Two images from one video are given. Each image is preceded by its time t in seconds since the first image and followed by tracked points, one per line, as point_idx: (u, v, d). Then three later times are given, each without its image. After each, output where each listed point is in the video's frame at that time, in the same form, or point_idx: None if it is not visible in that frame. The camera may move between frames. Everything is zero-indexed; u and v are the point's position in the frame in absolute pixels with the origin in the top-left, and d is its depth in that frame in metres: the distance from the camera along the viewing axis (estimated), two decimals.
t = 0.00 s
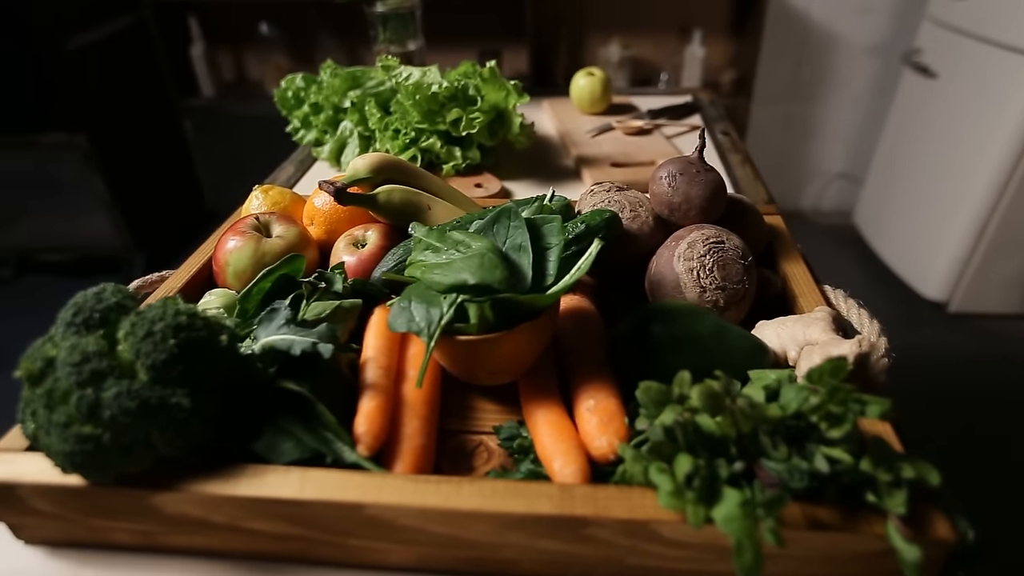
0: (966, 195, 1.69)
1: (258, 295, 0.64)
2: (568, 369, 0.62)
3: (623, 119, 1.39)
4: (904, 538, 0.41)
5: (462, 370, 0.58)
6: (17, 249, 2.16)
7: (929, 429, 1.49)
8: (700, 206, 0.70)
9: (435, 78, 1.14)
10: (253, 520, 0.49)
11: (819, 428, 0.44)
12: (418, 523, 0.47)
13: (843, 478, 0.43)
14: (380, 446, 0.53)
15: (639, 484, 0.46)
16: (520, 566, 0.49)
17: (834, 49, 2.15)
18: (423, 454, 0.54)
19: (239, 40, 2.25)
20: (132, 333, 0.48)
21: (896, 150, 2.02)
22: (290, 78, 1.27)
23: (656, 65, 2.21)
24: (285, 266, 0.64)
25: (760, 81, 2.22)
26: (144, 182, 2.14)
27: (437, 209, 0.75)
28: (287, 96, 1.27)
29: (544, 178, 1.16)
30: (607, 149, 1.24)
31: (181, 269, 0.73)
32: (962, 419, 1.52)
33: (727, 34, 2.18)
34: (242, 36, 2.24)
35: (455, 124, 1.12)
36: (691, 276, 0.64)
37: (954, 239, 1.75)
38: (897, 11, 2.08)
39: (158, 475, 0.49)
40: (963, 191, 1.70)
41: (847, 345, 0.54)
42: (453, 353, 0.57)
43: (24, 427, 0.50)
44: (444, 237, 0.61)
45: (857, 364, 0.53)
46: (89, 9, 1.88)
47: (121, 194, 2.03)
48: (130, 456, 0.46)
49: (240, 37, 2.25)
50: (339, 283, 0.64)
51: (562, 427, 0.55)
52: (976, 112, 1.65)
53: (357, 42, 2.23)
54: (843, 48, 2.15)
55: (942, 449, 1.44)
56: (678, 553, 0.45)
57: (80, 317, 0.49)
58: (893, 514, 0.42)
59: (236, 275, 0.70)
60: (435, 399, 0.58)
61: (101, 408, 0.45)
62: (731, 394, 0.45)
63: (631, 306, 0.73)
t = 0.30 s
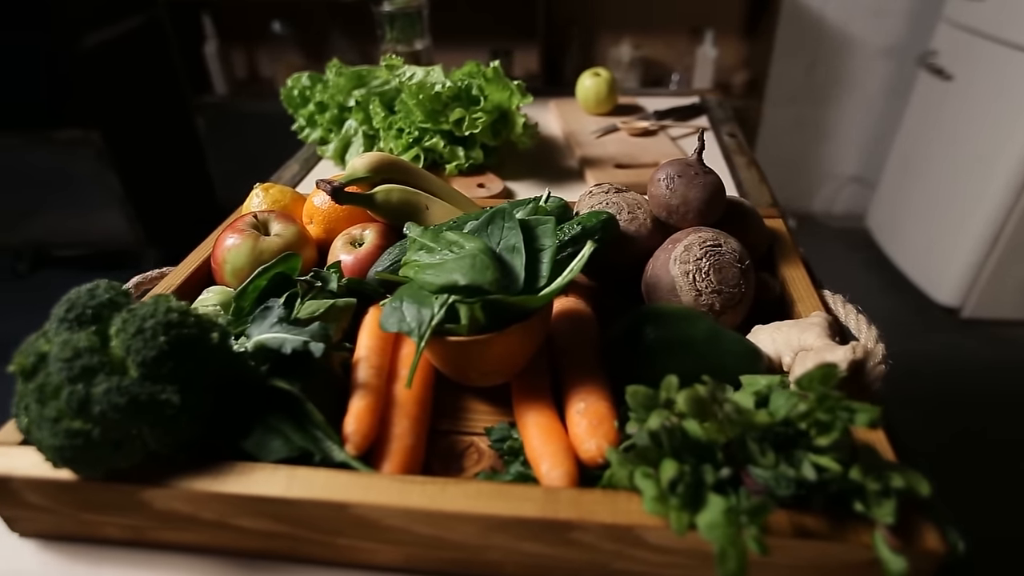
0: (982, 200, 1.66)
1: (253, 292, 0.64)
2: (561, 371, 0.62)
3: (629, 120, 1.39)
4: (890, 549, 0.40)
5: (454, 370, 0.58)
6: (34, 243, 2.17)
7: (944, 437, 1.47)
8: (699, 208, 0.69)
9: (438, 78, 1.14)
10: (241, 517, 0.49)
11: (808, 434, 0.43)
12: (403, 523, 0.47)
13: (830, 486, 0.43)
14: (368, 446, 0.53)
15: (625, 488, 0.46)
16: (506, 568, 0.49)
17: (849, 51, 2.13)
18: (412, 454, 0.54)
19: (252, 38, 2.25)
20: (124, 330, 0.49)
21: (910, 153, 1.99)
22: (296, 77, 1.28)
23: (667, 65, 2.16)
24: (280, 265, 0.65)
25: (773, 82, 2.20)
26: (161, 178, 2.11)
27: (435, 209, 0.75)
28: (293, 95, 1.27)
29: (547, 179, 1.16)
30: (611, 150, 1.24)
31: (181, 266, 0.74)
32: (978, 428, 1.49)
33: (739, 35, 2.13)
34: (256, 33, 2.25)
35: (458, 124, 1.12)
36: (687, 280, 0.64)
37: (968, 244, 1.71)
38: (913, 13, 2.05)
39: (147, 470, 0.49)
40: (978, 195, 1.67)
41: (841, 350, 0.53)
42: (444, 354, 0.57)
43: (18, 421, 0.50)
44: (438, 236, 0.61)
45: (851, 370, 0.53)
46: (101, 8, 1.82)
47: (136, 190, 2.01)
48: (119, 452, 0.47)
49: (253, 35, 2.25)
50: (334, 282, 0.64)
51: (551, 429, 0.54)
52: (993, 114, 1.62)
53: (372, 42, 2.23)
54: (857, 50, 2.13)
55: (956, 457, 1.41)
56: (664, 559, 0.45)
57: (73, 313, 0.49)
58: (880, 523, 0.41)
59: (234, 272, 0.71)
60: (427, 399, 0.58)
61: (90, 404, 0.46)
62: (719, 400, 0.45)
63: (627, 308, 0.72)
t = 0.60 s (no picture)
0: (999, 205, 1.63)
1: (247, 291, 0.64)
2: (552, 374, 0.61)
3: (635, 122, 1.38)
4: (875, 561, 0.40)
5: (444, 371, 0.58)
6: (51, 239, 2.21)
7: (955, 446, 1.44)
8: (696, 212, 0.69)
9: (442, 78, 1.14)
10: (228, 515, 0.49)
11: (794, 443, 0.43)
12: (387, 524, 0.47)
13: (815, 496, 0.42)
14: (356, 446, 0.53)
15: (609, 494, 0.46)
16: (490, 571, 0.49)
17: (865, 52, 2.10)
18: (399, 455, 0.54)
19: (267, 36, 2.24)
20: (115, 327, 0.49)
21: (927, 157, 1.96)
22: (303, 76, 1.28)
23: (680, 67, 2.14)
24: (276, 263, 0.65)
25: (788, 84, 2.17)
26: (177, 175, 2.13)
27: (432, 210, 0.75)
28: (300, 93, 1.28)
29: (551, 180, 1.16)
30: (616, 152, 1.23)
31: (180, 264, 0.74)
32: (991, 438, 1.46)
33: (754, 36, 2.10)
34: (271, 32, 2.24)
35: (462, 124, 1.12)
36: (682, 284, 0.63)
37: (985, 249, 1.68)
38: (932, 15, 2.02)
39: (136, 466, 0.50)
40: (996, 200, 1.64)
41: (834, 358, 0.53)
42: (434, 355, 0.57)
43: (11, 414, 0.51)
44: (430, 237, 0.61)
45: (842, 378, 0.52)
46: (118, 7, 1.83)
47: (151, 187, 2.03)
48: (108, 447, 0.47)
49: (268, 34, 2.24)
50: (328, 282, 0.65)
51: (539, 433, 0.54)
52: (1012, 117, 1.59)
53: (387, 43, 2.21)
54: (874, 52, 2.10)
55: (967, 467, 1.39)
56: (647, 565, 0.45)
57: (66, 309, 0.50)
58: (867, 535, 0.41)
59: (232, 270, 0.71)
60: (417, 399, 0.58)
61: (80, 400, 0.46)
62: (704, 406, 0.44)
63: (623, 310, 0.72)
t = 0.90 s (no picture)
0: (1013, 209, 1.60)
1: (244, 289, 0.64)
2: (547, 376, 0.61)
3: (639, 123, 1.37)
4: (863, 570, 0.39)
5: (438, 372, 0.58)
6: (62, 234, 2.23)
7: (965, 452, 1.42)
8: (694, 214, 0.68)
9: (446, 78, 1.14)
10: (219, 512, 0.50)
11: (784, 450, 0.42)
12: (376, 524, 0.47)
13: (804, 503, 0.42)
14: (347, 445, 0.54)
15: (597, 498, 0.45)
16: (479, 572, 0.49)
17: (878, 54, 2.08)
18: (390, 455, 0.54)
19: (277, 35, 2.25)
20: (109, 324, 0.49)
21: (940, 160, 1.94)
22: (308, 75, 1.29)
23: (690, 67, 2.13)
24: (272, 262, 0.65)
25: (799, 87, 2.15)
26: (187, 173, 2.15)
27: (430, 210, 0.75)
28: (305, 92, 1.28)
29: (554, 181, 1.15)
30: (620, 153, 1.23)
31: (179, 262, 0.75)
32: (1002, 445, 1.44)
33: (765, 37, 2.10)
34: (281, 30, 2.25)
35: (464, 124, 1.12)
36: (678, 287, 0.63)
37: (998, 254, 1.65)
38: (947, 16, 2.00)
39: (128, 463, 0.50)
40: (1010, 204, 1.61)
41: (828, 364, 0.52)
42: (427, 355, 0.57)
43: (7, 410, 0.52)
44: (426, 237, 0.61)
45: (836, 384, 0.51)
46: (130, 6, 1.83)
47: (161, 184, 2.04)
48: (100, 443, 0.48)
49: (278, 33, 2.25)
50: (324, 282, 0.65)
51: (530, 435, 0.54)
52: None
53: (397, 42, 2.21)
54: (887, 53, 2.08)
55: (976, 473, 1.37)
56: (635, 569, 0.45)
57: (60, 306, 0.50)
58: (855, 543, 0.40)
59: (230, 269, 0.72)
60: (410, 400, 0.59)
61: (73, 396, 0.47)
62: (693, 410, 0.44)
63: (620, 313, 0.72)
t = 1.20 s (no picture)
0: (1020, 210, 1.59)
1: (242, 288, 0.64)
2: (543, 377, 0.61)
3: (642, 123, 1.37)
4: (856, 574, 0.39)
5: (434, 373, 0.58)
6: (69, 231, 2.25)
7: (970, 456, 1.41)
8: (693, 216, 0.68)
9: (447, 78, 1.14)
10: (214, 511, 0.50)
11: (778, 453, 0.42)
12: (369, 524, 0.47)
13: (796, 507, 0.42)
14: (342, 445, 0.54)
15: (590, 499, 0.45)
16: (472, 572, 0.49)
17: (885, 55, 2.07)
18: (385, 455, 0.54)
19: (283, 34, 2.26)
20: (106, 322, 0.50)
21: (947, 161, 1.92)
22: (311, 75, 1.29)
23: (695, 68, 2.12)
24: (270, 262, 0.65)
25: (804, 87, 2.15)
26: (193, 172, 2.15)
27: (430, 210, 0.75)
28: (308, 92, 1.28)
29: (556, 181, 1.15)
30: (622, 154, 1.22)
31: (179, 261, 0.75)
32: (1008, 449, 1.43)
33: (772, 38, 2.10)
34: (287, 30, 2.25)
35: (466, 124, 1.12)
36: (676, 288, 0.63)
37: (1005, 257, 1.64)
38: (955, 17, 1.98)
39: (123, 461, 0.50)
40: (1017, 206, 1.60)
41: (823, 368, 0.52)
42: (423, 356, 0.57)
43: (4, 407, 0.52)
44: (423, 237, 0.61)
45: (831, 388, 0.51)
46: (137, 6, 1.84)
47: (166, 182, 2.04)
48: (97, 441, 0.48)
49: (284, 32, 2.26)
50: (322, 282, 0.65)
51: (526, 436, 0.54)
52: None
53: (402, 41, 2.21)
54: (894, 55, 2.07)
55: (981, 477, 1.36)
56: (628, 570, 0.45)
57: (58, 304, 0.51)
58: (849, 547, 0.40)
59: (229, 268, 0.72)
60: (406, 400, 0.59)
61: (69, 394, 0.47)
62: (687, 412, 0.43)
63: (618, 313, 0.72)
